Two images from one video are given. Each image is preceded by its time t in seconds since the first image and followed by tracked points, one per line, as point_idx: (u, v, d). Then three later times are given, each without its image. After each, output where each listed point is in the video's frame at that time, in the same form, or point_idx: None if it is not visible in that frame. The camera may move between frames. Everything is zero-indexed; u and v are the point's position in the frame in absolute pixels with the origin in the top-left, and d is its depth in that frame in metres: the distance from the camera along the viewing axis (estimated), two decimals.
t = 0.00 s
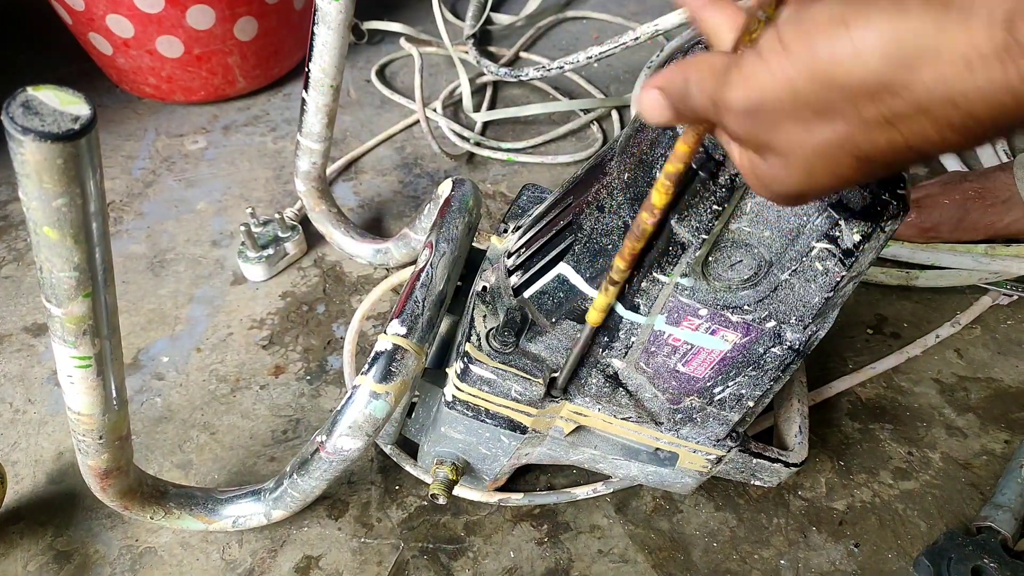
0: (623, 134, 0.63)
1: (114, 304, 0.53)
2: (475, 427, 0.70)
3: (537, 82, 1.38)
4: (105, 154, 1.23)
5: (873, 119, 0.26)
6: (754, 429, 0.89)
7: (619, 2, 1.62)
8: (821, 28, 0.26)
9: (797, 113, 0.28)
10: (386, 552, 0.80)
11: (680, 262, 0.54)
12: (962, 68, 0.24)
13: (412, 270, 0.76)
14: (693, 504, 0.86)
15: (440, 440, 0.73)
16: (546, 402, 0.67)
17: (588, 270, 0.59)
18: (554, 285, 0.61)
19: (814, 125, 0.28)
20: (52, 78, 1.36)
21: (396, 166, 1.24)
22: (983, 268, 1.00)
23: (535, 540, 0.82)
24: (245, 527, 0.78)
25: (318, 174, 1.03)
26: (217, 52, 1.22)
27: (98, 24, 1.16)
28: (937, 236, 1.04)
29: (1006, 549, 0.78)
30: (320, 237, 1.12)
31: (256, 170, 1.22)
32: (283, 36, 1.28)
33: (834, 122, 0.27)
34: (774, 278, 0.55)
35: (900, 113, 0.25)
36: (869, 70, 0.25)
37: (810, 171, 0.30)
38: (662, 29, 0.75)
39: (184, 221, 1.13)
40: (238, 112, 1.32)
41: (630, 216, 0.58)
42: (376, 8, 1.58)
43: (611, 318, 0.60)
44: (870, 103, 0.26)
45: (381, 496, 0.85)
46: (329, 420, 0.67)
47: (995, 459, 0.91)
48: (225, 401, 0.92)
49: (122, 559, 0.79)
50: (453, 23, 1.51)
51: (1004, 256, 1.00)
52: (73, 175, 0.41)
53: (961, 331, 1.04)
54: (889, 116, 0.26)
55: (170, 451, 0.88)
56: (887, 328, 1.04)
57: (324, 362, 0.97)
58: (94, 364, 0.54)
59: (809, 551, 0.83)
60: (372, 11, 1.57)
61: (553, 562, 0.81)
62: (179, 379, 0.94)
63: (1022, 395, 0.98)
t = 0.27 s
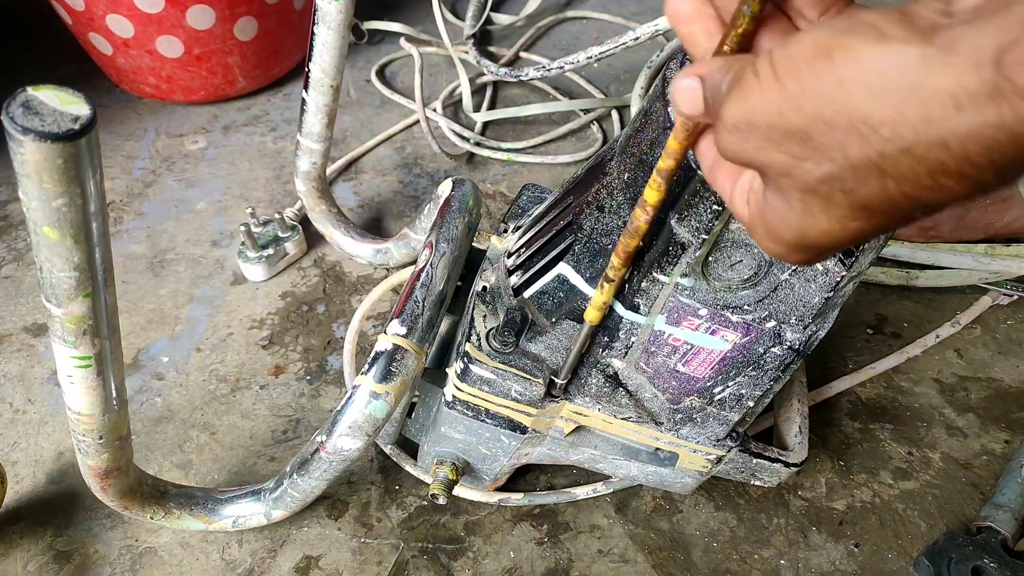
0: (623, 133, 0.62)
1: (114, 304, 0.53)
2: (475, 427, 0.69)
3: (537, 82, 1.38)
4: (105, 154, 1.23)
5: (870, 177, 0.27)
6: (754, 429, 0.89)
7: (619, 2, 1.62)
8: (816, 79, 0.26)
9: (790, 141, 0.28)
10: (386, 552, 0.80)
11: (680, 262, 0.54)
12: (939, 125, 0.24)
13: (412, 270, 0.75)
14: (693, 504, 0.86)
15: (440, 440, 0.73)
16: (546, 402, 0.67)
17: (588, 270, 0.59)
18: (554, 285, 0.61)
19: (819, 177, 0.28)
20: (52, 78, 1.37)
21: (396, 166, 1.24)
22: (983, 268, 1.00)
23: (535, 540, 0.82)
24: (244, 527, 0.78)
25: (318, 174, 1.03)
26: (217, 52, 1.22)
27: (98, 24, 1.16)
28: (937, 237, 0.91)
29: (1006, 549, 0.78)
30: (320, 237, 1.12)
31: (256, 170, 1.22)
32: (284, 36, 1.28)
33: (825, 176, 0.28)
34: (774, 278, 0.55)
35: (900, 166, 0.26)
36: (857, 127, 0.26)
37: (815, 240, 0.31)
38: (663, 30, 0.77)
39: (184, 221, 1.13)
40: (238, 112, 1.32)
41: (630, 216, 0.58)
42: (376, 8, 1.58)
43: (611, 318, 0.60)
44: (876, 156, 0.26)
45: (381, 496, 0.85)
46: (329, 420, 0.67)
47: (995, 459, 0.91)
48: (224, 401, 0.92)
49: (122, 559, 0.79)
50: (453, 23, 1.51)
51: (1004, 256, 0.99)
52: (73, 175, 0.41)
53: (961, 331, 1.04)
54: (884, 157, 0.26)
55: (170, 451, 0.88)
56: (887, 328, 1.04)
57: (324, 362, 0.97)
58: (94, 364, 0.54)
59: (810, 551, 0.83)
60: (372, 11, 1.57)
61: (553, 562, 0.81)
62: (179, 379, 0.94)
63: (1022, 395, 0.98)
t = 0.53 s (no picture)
0: (623, 134, 0.63)
1: (114, 304, 0.53)
2: (475, 427, 0.69)
3: (537, 82, 1.38)
4: (105, 154, 1.23)
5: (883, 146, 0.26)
6: (754, 429, 0.89)
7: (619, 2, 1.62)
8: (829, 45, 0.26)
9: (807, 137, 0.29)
10: (386, 552, 0.80)
11: (680, 262, 0.54)
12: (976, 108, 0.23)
13: (412, 270, 0.75)
14: (693, 504, 0.86)
15: (440, 440, 0.73)
16: (546, 402, 0.67)
17: (588, 269, 0.59)
18: (554, 285, 0.61)
19: (829, 151, 0.28)
20: (52, 78, 1.37)
21: (396, 166, 1.24)
22: (983, 268, 1.00)
23: (535, 540, 0.82)
24: (244, 527, 0.78)
25: (318, 174, 1.03)
26: (217, 52, 1.22)
27: (98, 24, 1.16)
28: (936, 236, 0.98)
29: (1006, 549, 0.78)
30: (320, 237, 1.12)
31: (256, 170, 1.22)
32: (284, 36, 1.28)
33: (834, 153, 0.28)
34: (774, 278, 0.55)
35: (921, 141, 0.25)
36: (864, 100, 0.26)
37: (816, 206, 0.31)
38: (662, 30, 0.77)
39: (184, 221, 1.13)
40: (238, 112, 1.32)
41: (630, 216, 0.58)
42: (376, 8, 1.58)
43: (611, 318, 0.60)
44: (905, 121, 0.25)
45: (381, 496, 0.85)
46: (329, 420, 0.67)
47: (995, 459, 0.91)
48: (225, 401, 0.92)
49: (122, 559, 0.79)
50: (453, 23, 1.51)
51: (1004, 256, 0.99)
52: (73, 175, 0.41)
53: (961, 331, 1.04)
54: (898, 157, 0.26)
55: (170, 451, 0.88)
56: (887, 328, 1.04)
57: (324, 362, 0.97)
58: (94, 364, 0.54)
59: (810, 551, 0.83)
60: (372, 11, 1.57)
61: (553, 562, 0.81)
62: (179, 379, 0.94)
63: (1022, 395, 0.98)
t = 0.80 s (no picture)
0: (623, 134, 0.63)
1: (114, 304, 0.53)
2: (475, 427, 0.69)
3: (537, 82, 1.38)
4: (105, 154, 1.23)
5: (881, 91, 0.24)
6: (754, 429, 0.89)
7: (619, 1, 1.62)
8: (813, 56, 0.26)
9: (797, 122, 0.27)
10: (386, 552, 0.80)
11: (680, 262, 0.54)
12: (974, 50, 0.23)
13: (412, 270, 0.75)
14: (693, 504, 0.86)
15: (440, 440, 0.73)
16: (546, 402, 0.67)
17: (588, 269, 0.59)
18: (554, 285, 0.61)
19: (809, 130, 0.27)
20: (52, 78, 1.37)
21: (396, 166, 1.24)
22: (983, 267, 1.00)
23: (535, 540, 0.82)
24: (244, 528, 0.78)
25: (318, 174, 1.03)
26: (217, 52, 1.22)
27: (98, 24, 1.16)
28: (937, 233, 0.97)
29: (1006, 549, 0.78)
30: (320, 237, 1.12)
31: (256, 170, 1.22)
32: (284, 36, 1.28)
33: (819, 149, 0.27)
34: (774, 278, 0.55)
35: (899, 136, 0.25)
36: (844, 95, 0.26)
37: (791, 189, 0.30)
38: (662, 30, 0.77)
39: (184, 221, 1.13)
40: (238, 112, 1.32)
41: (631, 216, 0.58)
42: (376, 8, 1.58)
43: (611, 318, 0.60)
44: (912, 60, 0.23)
45: (381, 496, 0.85)
46: (329, 420, 0.67)
47: (995, 459, 0.91)
48: (225, 401, 0.92)
49: (122, 559, 0.79)
50: (453, 23, 1.51)
51: (1004, 255, 0.98)
52: (73, 175, 0.41)
53: (961, 331, 1.04)
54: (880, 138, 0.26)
55: (170, 451, 0.88)
56: (887, 328, 1.04)
57: (324, 362, 0.97)
58: (94, 364, 0.54)
59: (810, 551, 0.83)
60: (372, 11, 1.57)
61: (553, 562, 0.81)
62: (179, 379, 0.94)
63: (1022, 395, 0.98)
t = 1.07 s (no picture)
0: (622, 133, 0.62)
1: (114, 304, 0.53)
2: (475, 427, 0.69)
3: (537, 81, 1.38)
4: (105, 154, 1.23)
5: (871, 252, 0.31)
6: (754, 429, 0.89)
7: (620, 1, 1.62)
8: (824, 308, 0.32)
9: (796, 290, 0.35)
10: (386, 552, 0.80)
11: (680, 261, 0.53)
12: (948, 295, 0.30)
13: (412, 269, 0.75)
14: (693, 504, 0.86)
15: (440, 440, 0.73)
16: (546, 403, 0.66)
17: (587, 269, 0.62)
18: (554, 285, 0.64)
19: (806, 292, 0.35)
20: (52, 78, 1.37)
21: (396, 166, 1.24)
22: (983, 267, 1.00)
23: (535, 540, 0.82)
24: (244, 527, 0.78)
25: (318, 174, 1.03)
26: (217, 52, 1.22)
27: (98, 24, 1.16)
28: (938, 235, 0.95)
29: (1006, 549, 0.78)
30: (320, 237, 1.12)
31: (256, 170, 1.22)
32: (284, 36, 1.28)
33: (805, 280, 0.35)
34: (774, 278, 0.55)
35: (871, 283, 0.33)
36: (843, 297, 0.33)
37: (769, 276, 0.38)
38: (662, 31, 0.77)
39: (184, 221, 1.13)
40: (238, 112, 1.32)
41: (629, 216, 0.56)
42: (376, 8, 1.58)
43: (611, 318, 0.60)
44: (904, 239, 0.31)
45: (381, 496, 0.85)
46: (329, 420, 0.67)
47: (995, 459, 0.91)
48: (225, 401, 0.92)
49: (122, 559, 0.79)
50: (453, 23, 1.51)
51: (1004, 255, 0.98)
52: (73, 175, 0.41)
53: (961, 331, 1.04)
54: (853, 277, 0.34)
55: (170, 451, 0.88)
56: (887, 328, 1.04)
57: (324, 362, 0.97)
58: (94, 364, 0.54)
59: (809, 551, 0.83)
60: (372, 12, 1.57)
61: (553, 562, 0.81)
62: (179, 379, 0.94)
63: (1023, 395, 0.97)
